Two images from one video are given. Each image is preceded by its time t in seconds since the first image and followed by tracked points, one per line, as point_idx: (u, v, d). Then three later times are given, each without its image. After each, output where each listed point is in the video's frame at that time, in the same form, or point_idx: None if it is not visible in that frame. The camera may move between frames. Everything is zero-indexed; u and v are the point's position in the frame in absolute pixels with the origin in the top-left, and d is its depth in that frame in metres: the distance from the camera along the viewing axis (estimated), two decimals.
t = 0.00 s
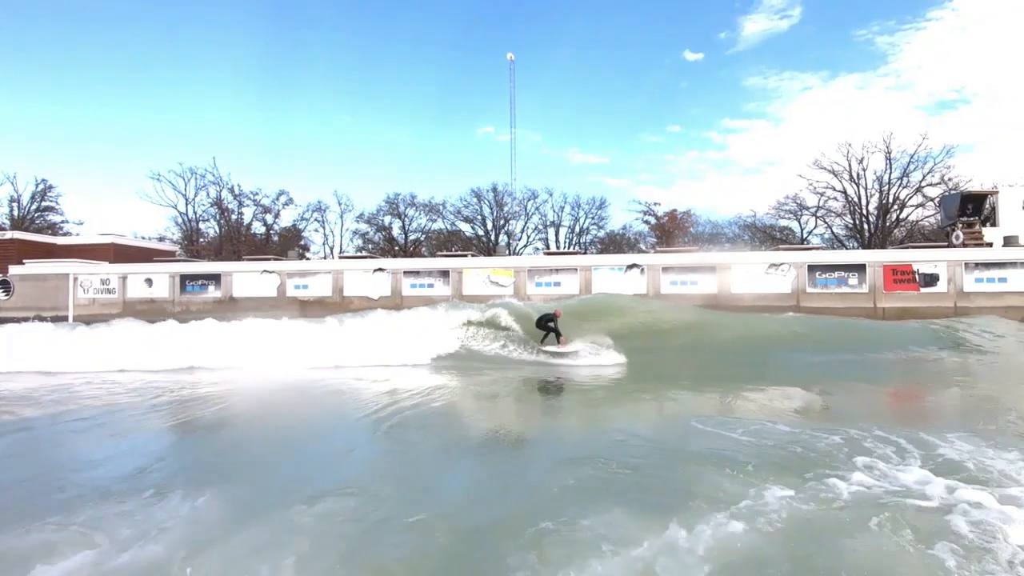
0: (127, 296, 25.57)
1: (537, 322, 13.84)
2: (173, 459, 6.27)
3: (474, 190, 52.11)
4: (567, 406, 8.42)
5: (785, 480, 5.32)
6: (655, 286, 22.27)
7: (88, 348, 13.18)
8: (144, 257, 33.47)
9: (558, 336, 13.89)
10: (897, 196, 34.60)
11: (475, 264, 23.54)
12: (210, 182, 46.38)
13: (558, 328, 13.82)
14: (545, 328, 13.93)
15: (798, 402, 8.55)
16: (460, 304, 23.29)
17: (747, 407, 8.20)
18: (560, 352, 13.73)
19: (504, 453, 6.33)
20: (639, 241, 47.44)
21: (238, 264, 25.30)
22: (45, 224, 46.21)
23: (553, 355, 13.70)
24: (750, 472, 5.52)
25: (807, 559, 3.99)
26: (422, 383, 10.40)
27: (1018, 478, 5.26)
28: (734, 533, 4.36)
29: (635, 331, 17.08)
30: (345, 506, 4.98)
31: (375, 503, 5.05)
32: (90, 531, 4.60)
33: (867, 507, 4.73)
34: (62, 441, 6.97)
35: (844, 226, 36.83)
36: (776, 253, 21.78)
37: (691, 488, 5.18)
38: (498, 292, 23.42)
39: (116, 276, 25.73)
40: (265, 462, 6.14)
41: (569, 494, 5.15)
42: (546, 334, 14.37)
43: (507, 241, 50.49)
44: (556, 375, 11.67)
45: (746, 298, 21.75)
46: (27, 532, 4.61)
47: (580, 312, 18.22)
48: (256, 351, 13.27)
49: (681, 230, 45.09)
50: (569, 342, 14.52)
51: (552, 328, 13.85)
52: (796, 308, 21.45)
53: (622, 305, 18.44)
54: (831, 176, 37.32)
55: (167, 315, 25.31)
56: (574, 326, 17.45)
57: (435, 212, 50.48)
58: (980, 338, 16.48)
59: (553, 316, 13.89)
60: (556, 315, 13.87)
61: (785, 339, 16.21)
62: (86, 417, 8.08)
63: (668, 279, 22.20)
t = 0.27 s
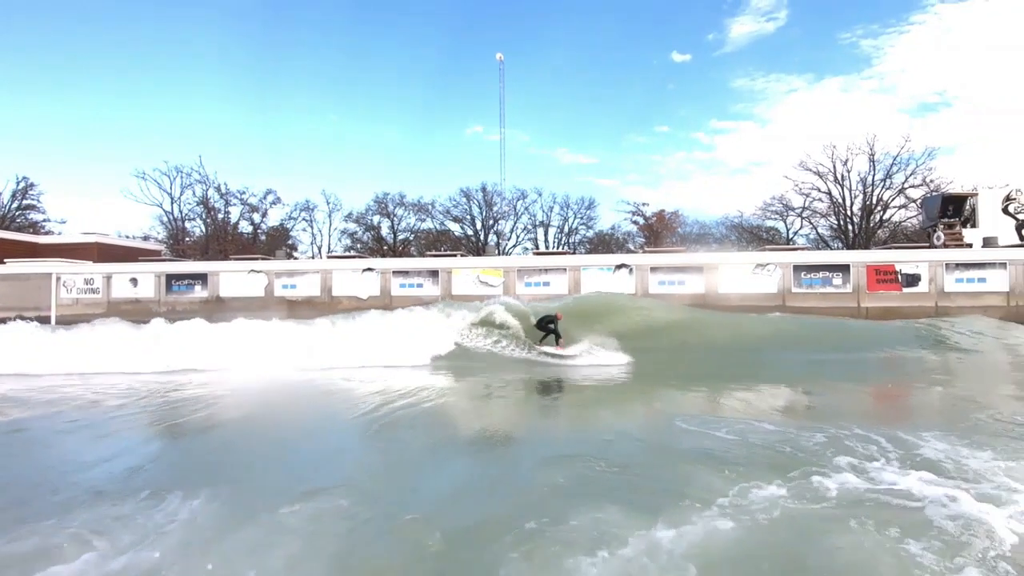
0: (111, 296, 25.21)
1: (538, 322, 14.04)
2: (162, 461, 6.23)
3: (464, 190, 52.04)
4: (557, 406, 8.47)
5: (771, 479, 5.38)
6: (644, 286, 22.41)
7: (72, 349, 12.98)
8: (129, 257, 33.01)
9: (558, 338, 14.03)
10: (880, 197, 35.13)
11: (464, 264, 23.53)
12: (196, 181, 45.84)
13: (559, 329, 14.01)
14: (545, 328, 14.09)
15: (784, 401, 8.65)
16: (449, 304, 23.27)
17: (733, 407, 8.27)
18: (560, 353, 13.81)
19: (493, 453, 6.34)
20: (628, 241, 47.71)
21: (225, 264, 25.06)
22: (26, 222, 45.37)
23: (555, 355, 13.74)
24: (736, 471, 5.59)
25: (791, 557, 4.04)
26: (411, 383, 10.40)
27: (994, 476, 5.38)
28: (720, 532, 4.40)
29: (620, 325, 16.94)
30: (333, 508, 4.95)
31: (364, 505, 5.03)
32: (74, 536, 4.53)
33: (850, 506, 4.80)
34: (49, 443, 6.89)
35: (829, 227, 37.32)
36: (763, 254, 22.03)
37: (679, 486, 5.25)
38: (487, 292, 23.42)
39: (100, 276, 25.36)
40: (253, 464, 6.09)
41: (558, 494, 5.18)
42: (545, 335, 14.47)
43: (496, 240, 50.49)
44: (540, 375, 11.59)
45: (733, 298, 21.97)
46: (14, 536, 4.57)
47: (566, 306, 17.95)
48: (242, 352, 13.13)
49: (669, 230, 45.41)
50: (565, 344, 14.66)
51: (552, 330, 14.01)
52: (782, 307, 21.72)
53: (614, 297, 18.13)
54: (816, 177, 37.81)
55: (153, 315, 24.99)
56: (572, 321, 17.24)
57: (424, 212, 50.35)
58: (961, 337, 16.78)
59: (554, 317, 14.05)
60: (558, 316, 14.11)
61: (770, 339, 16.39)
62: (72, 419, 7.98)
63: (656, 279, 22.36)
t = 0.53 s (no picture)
0: (98, 297, 24.92)
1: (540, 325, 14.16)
2: (151, 463, 6.18)
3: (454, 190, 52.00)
4: (547, 406, 8.50)
5: (755, 480, 5.43)
6: (634, 287, 22.52)
7: (59, 350, 12.80)
8: (116, 256, 32.67)
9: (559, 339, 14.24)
10: (867, 199, 35.57)
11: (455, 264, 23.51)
12: (184, 180, 45.42)
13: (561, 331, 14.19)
14: (546, 330, 14.19)
15: (769, 401, 8.75)
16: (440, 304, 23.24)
17: (719, 406, 8.33)
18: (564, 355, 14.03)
19: (481, 454, 6.35)
20: (618, 241, 47.92)
21: (214, 264, 24.86)
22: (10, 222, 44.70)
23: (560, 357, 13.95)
24: (723, 471, 5.64)
25: (773, 557, 4.10)
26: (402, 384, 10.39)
27: (970, 474, 5.48)
28: (704, 533, 4.44)
29: (608, 322, 16.89)
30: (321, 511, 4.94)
31: (352, 506, 5.04)
32: (58, 541, 4.48)
33: (831, 506, 4.87)
34: (35, 446, 6.82)
35: (816, 228, 37.72)
36: (751, 254, 22.22)
37: (667, 487, 5.30)
38: (478, 292, 23.43)
39: (86, 276, 25.06)
40: (242, 466, 6.05)
41: (545, 495, 5.20)
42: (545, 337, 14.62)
43: (487, 241, 50.48)
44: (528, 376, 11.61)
45: (722, 298, 22.15)
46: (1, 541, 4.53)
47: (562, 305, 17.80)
48: (234, 353, 13.00)
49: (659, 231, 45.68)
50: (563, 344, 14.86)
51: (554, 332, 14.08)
52: (770, 307, 21.92)
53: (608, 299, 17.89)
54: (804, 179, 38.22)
55: (140, 316, 24.73)
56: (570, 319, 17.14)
57: (415, 212, 50.24)
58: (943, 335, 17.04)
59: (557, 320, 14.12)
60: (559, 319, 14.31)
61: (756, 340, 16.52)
62: (59, 422, 7.89)
63: (646, 279, 22.48)
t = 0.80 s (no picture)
0: (83, 297, 24.59)
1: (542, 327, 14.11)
2: (139, 467, 6.13)
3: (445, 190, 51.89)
4: (536, 408, 8.53)
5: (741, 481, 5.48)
6: (624, 287, 22.63)
7: (44, 351, 12.60)
8: (101, 256, 32.26)
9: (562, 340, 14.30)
10: (853, 199, 35.98)
11: (445, 264, 23.48)
12: (171, 180, 44.95)
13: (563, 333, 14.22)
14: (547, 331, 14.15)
15: (756, 401, 8.84)
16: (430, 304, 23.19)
17: (706, 407, 8.40)
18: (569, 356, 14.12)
19: (470, 455, 6.37)
20: (608, 241, 48.07)
21: (202, 264, 24.63)
22: None
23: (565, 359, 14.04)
24: (709, 473, 5.69)
25: (758, 559, 4.14)
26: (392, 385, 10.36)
27: (951, 473, 5.58)
28: (691, 534, 4.48)
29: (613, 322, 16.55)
30: (310, 513, 4.93)
31: (342, 508, 5.03)
32: (45, 546, 4.43)
33: (816, 508, 4.93)
34: (21, 450, 6.73)
35: (804, 228, 38.11)
36: (739, 255, 22.41)
37: (653, 488, 5.34)
38: (469, 293, 23.42)
39: (71, 277, 24.72)
40: (231, 469, 6.02)
41: (534, 496, 5.22)
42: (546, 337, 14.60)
43: (477, 241, 50.44)
44: (518, 377, 11.64)
45: (711, 298, 22.30)
46: None
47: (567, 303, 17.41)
48: (226, 355, 12.86)
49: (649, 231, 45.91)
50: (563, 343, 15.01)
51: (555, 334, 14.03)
52: (758, 307, 22.12)
53: (597, 296, 17.51)
54: (791, 180, 38.61)
55: (127, 317, 24.43)
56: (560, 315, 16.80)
57: (405, 212, 50.10)
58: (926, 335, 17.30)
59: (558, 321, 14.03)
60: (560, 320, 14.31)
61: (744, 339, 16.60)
62: (44, 425, 7.79)
63: (636, 279, 22.60)
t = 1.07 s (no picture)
0: (70, 297, 24.30)
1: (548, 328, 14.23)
2: (130, 469, 6.10)
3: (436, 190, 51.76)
4: (526, 409, 8.58)
5: (726, 482, 5.52)
6: (615, 287, 22.73)
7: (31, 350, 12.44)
8: (88, 256, 31.87)
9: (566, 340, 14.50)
10: (841, 200, 36.37)
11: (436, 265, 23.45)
12: (160, 179, 44.52)
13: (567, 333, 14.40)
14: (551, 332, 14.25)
15: (744, 401, 8.93)
16: (422, 305, 23.15)
17: (694, 408, 8.46)
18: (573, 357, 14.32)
19: (460, 456, 6.39)
20: (599, 242, 48.26)
21: (191, 264, 24.42)
22: None
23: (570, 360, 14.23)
24: (696, 474, 5.74)
25: (742, 561, 4.18)
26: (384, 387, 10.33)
27: (932, 474, 5.65)
28: (676, 536, 4.51)
29: (619, 323, 16.35)
30: (300, 516, 4.91)
31: (331, 510, 5.02)
32: (32, 551, 4.38)
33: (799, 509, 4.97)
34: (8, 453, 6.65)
35: (792, 229, 38.45)
36: (729, 256, 22.58)
37: (641, 488, 5.40)
38: (460, 293, 23.40)
39: (58, 277, 24.43)
40: (221, 471, 5.98)
41: (524, 497, 5.25)
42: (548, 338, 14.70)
43: (468, 241, 50.42)
44: (509, 378, 11.66)
45: (701, 299, 22.45)
46: None
47: (573, 302, 17.14)
48: (218, 356, 12.76)
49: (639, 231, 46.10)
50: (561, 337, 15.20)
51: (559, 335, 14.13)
52: (747, 307, 22.30)
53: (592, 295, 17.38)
54: (780, 181, 38.95)
55: (115, 317, 24.18)
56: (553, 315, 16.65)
57: (396, 212, 49.97)
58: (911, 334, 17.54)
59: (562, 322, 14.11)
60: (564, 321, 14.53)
61: (733, 340, 16.71)
62: (31, 428, 7.70)
63: (626, 280, 22.70)
